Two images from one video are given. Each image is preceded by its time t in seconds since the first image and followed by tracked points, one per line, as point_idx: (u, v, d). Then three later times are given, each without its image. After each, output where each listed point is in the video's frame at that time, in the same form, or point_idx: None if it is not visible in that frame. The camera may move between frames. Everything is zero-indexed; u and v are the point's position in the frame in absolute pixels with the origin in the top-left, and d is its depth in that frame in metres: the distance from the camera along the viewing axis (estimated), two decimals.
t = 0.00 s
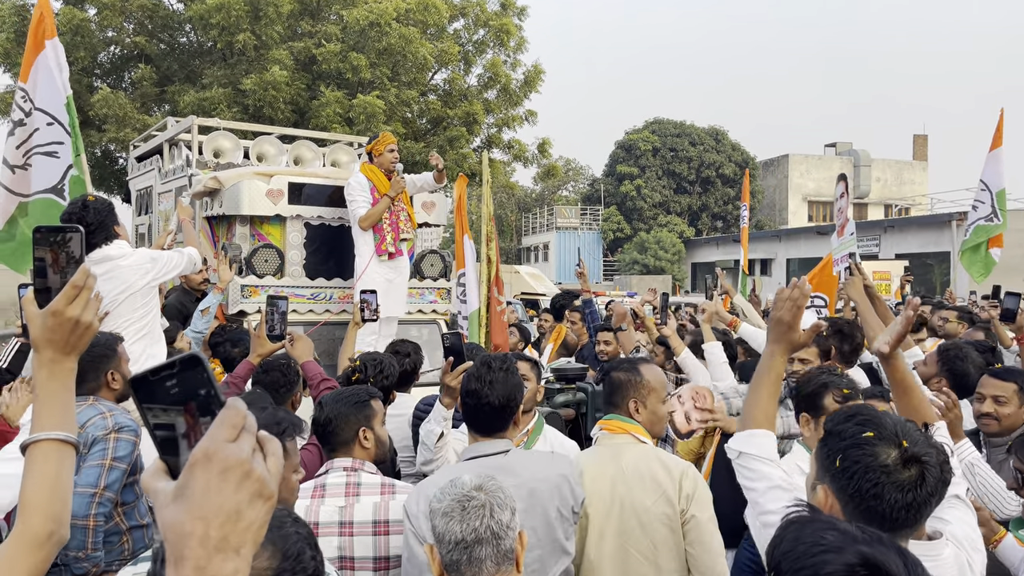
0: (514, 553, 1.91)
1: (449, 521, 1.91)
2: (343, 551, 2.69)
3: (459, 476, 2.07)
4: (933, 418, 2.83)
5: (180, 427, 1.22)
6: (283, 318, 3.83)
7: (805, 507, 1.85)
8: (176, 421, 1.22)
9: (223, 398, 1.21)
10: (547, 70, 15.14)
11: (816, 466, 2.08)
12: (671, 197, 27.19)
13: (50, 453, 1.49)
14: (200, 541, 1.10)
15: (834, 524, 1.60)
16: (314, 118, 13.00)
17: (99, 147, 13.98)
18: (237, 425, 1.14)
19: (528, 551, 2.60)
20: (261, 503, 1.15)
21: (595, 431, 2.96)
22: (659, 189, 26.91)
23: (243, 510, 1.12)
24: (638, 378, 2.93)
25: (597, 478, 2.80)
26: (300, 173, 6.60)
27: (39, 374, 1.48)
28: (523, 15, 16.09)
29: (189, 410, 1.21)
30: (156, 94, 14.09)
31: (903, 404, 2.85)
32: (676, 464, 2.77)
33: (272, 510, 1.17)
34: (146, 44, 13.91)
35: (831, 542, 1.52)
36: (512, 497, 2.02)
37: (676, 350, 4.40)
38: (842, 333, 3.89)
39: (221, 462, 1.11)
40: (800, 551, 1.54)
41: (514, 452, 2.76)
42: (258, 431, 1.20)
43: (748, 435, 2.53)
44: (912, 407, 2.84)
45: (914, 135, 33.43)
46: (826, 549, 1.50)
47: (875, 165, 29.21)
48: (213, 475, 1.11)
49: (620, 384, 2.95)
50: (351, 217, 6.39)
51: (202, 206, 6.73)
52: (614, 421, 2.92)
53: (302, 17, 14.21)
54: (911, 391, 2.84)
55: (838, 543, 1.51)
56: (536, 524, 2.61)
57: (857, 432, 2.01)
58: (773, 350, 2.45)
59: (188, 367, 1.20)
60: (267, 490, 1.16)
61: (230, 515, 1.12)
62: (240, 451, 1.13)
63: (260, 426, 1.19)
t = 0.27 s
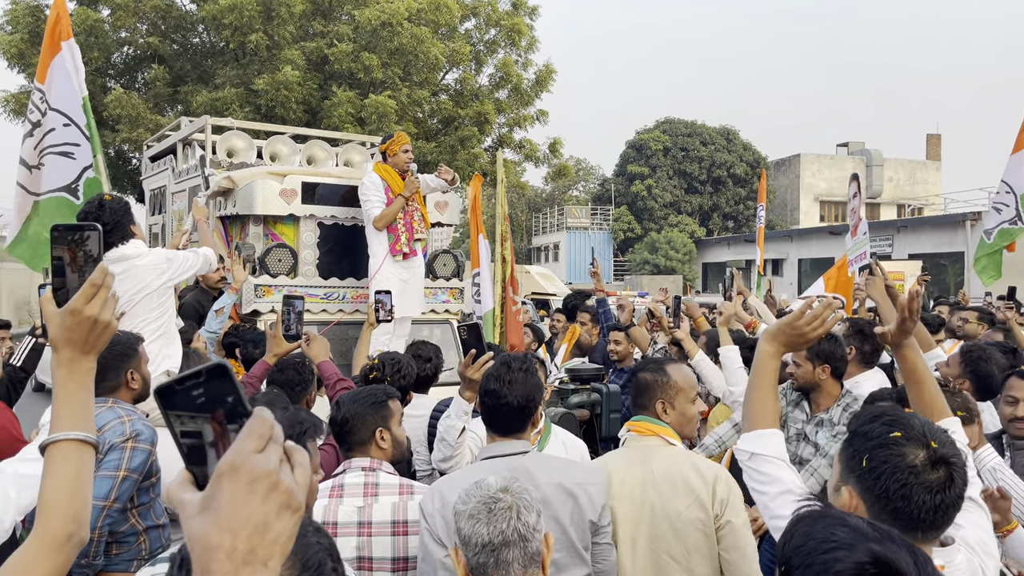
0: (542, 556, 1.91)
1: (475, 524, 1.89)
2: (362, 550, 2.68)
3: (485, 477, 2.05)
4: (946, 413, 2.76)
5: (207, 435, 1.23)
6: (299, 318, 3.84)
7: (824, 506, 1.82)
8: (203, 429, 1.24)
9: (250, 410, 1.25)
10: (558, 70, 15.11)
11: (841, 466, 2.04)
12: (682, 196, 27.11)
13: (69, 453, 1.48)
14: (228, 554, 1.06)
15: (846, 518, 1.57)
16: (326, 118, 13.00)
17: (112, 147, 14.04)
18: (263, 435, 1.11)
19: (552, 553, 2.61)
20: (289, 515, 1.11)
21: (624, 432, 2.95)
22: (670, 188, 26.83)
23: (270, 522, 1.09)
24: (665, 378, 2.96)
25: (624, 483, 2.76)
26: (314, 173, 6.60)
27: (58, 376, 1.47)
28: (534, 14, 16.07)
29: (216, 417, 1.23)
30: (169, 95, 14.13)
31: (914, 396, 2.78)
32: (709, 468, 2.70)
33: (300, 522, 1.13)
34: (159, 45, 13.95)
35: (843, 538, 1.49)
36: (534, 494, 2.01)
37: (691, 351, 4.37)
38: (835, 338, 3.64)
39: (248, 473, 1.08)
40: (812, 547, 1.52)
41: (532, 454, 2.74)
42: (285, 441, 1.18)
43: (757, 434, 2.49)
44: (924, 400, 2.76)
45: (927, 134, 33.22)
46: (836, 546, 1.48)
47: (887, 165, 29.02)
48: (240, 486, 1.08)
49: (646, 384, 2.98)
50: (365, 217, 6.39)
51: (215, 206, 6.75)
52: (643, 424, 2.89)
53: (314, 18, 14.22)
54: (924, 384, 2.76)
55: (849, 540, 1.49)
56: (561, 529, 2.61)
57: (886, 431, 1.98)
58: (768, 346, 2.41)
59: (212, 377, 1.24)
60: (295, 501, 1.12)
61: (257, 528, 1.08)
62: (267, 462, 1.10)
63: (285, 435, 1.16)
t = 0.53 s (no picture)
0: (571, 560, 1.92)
1: (506, 526, 1.90)
2: (382, 555, 2.67)
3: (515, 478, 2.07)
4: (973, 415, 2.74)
5: (239, 433, 1.18)
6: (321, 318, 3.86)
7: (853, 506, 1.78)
8: (234, 427, 1.18)
9: (286, 408, 1.17)
10: (574, 71, 15.10)
11: (877, 472, 2.01)
12: (697, 197, 27.01)
13: (101, 451, 1.48)
14: (266, 557, 1.05)
15: (863, 516, 1.55)
16: (342, 119, 13.05)
17: (131, 149, 14.16)
18: (299, 437, 1.09)
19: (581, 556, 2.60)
20: (325, 518, 1.09)
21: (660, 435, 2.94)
22: (685, 189, 26.74)
23: (307, 525, 1.07)
24: (704, 379, 2.98)
25: (662, 485, 2.77)
26: (333, 174, 6.63)
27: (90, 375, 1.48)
28: (549, 15, 16.07)
29: (248, 415, 1.17)
30: (187, 97, 14.23)
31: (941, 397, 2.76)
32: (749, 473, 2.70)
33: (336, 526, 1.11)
34: (177, 47, 14.05)
35: (860, 535, 1.47)
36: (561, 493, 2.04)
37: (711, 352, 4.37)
38: (856, 341, 3.61)
39: (286, 475, 1.06)
40: (829, 544, 1.49)
41: (562, 455, 2.73)
42: (319, 442, 1.16)
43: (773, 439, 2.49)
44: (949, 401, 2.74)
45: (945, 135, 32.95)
46: (854, 543, 1.45)
47: (905, 166, 28.80)
48: (276, 489, 1.06)
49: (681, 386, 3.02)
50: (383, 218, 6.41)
51: (235, 206, 6.78)
52: (680, 426, 2.89)
53: (331, 19, 14.27)
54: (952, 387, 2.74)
55: (867, 536, 1.46)
56: (588, 531, 2.61)
57: (927, 437, 1.94)
58: (782, 349, 2.39)
59: (248, 377, 1.17)
60: (331, 504, 1.10)
61: (295, 531, 1.06)
62: (304, 464, 1.08)
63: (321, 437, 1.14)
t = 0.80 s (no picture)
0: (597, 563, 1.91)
1: (534, 529, 1.90)
2: (401, 559, 2.68)
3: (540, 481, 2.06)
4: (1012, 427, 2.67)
5: (260, 434, 1.11)
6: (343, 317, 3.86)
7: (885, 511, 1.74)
8: (254, 428, 1.11)
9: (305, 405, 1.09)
10: (592, 71, 15.06)
11: (916, 482, 1.97)
12: (714, 198, 26.87)
13: (133, 449, 1.48)
14: (284, 557, 1.01)
15: (900, 525, 1.49)
16: (360, 120, 13.10)
17: (152, 150, 14.28)
18: (318, 434, 1.04)
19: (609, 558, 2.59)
20: (345, 516, 1.05)
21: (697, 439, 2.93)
22: (702, 190, 26.62)
23: (327, 524, 1.03)
24: (743, 384, 2.92)
25: (704, 488, 2.78)
26: (352, 174, 6.64)
27: (122, 373, 1.47)
28: (567, 16, 16.03)
29: (268, 415, 1.09)
30: (207, 97, 14.33)
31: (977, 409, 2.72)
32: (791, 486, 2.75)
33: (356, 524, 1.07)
34: (197, 48, 14.14)
35: (899, 546, 1.42)
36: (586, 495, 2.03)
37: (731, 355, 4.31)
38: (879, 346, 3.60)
39: (304, 472, 1.02)
40: (866, 556, 1.44)
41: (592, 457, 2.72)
42: (338, 438, 1.12)
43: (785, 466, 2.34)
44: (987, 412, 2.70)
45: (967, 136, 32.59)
46: (892, 555, 1.40)
47: (926, 167, 28.51)
48: (296, 487, 1.02)
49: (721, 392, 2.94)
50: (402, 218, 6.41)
51: (255, 206, 6.82)
52: (720, 431, 2.88)
53: (349, 20, 14.31)
54: (992, 399, 2.68)
55: (906, 547, 1.41)
56: (619, 531, 2.59)
57: (970, 449, 1.91)
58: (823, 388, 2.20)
59: (263, 373, 1.09)
60: (351, 502, 1.06)
61: (314, 530, 1.02)
62: (323, 462, 1.04)
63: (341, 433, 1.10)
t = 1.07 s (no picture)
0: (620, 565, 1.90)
1: (557, 533, 1.89)
2: (416, 560, 2.67)
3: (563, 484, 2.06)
4: None
5: (271, 434, 1.09)
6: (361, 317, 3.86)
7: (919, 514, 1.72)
8: (266, 428, 1.09)
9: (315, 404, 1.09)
10: (609, 71, 15.02)
11: (953, 490, 1.94)
12: (732, 199, 26.73)
13: (155, 448, 1.48)
14: (293, 561, 0.97)
15: (946, 531, 1.46)
16: (377, 120, 13.14)
17: (171, 150, 14.38)
18: (328, 432, 1.01)
19: (634, 559, 2.57)
20: (356, 517, 1.01)
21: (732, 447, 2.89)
22: (719, 191, 26.48)
23: (337, 525, 0.99)
24: (777, 393, 2.89)
25: (740, 496, 2.71)
26: (370, 175, 6.65)
27: (144, 372, 1.47)
28: (584, 16, 16.00)
29: (280, 416, 1.08)
30: (225, 98, 14.42)
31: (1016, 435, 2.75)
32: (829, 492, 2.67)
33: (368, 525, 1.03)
34: (216, 49, 14.22)
35: (948, 552, 1.38)
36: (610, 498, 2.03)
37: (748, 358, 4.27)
38: (897, 351, 3.57)
39: (313, 472, 0.98)
40: (914, 561, 1.40)
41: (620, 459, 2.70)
42: (350, 437, 1.08)
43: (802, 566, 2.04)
44: None
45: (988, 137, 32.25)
46: (941, 561, 1.36)
47: (946, 168, 28.23)
48: (304, 488, 0.98)
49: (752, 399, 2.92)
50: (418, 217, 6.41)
51: (273, 206, 6.85)
52: (755, 440, 2.83)
53: (366, 21, 14.34)
54: None
55: (955, 555, 1.37)
56: (644, 535, 2.58)
57: (1006, 458, 1.89)
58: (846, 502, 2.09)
59: (274, 368, 1.09)
60: (362, 503, 1.02)
61: (324, 531, 0.99)
62: (333, 460, 1.00)
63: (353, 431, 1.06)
